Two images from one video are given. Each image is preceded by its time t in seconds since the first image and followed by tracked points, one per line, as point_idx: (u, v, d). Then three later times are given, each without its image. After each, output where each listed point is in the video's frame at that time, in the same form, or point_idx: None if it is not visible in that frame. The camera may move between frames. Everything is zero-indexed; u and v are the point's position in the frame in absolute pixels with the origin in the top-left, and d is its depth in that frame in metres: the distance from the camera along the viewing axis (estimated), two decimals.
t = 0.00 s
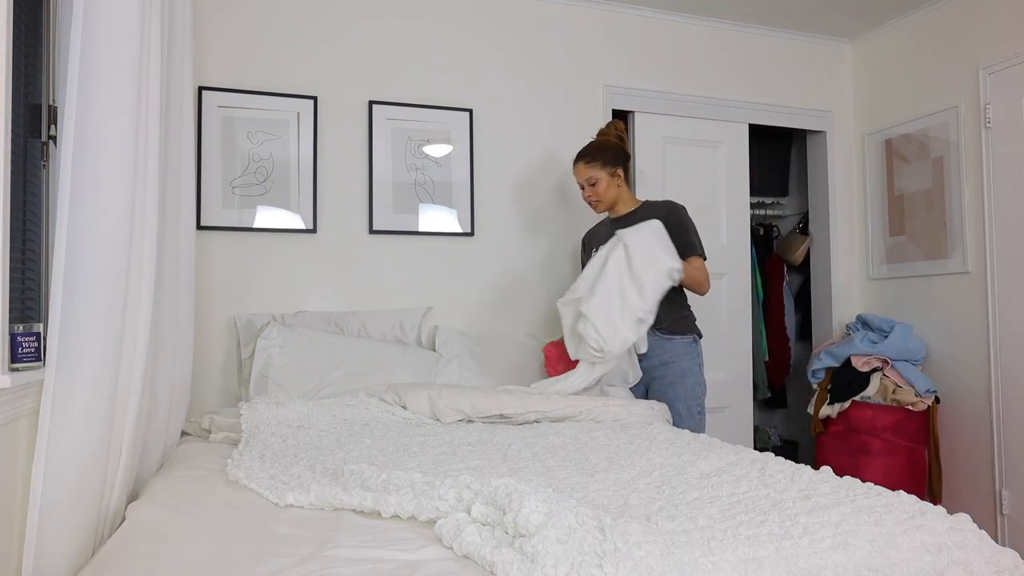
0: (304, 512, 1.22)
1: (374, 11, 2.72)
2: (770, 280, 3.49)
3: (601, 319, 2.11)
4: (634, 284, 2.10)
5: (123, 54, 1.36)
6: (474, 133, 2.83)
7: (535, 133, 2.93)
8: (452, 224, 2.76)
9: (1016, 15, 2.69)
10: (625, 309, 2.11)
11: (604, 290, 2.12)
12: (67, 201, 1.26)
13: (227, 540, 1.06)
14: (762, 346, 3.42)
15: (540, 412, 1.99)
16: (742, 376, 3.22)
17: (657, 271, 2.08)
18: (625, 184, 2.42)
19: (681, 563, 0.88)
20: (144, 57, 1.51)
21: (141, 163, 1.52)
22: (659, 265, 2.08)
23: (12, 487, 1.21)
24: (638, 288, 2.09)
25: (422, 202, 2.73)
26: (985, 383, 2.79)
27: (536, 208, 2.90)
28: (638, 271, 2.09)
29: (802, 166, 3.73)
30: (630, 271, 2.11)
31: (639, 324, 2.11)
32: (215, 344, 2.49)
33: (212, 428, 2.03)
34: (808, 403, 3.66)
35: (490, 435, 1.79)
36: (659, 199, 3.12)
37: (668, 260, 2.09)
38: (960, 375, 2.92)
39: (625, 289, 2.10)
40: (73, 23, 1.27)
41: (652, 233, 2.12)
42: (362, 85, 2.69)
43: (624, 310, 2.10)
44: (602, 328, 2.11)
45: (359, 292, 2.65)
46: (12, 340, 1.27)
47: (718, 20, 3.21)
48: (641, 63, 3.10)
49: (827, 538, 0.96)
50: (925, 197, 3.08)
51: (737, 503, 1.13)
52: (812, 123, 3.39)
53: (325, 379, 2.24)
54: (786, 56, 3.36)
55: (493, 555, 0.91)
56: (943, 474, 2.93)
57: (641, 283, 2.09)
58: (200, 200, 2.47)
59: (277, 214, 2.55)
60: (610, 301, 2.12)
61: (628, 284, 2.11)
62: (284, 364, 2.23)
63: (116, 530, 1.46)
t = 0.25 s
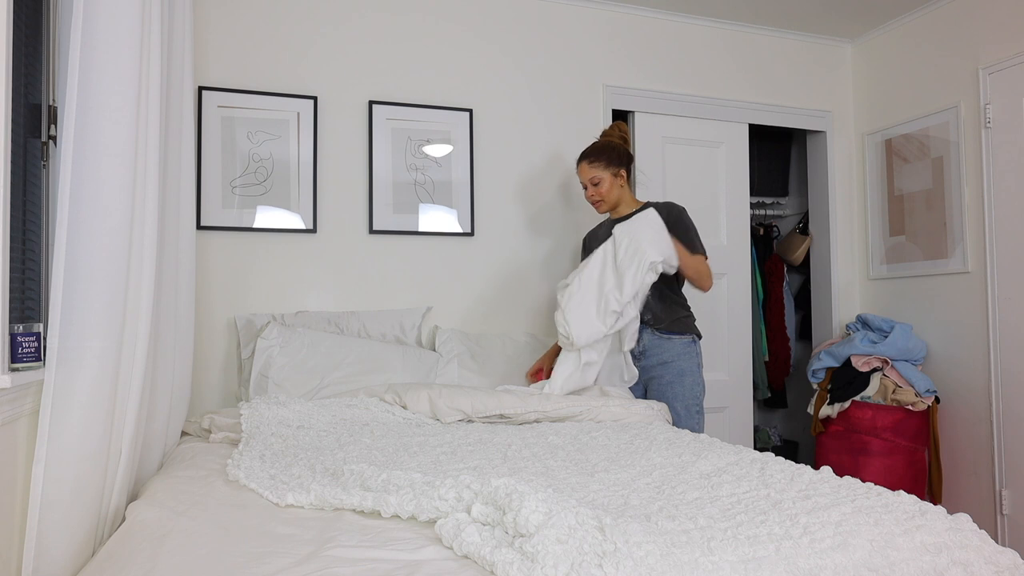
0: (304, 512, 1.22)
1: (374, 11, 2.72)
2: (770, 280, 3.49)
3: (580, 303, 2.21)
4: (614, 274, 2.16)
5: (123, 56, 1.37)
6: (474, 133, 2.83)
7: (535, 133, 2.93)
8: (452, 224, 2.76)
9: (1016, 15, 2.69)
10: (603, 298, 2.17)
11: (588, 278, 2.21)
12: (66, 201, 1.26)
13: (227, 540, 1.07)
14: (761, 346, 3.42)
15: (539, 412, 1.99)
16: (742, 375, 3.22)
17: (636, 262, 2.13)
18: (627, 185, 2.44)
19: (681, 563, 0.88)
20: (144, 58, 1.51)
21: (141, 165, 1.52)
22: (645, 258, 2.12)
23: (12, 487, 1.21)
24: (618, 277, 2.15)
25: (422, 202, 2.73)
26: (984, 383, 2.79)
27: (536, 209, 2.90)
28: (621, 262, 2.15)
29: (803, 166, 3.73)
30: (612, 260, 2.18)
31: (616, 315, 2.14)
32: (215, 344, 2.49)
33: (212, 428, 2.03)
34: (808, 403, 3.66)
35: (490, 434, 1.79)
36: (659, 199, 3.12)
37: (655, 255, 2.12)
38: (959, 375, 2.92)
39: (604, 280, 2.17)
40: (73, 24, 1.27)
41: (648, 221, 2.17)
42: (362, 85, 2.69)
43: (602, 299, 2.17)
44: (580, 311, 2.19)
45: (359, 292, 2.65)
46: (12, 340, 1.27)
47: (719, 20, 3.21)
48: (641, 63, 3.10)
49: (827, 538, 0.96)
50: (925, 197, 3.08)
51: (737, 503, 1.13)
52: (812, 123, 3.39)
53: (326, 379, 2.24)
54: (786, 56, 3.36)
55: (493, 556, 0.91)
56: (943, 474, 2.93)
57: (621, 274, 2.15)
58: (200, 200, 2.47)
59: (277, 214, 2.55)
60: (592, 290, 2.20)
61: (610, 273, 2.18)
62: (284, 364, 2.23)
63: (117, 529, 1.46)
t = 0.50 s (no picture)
0: (304, 512, 1.22)
1: (374, 11, 2.72)
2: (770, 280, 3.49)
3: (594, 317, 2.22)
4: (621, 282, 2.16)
5: (123, 57, 1.37)
6: (474, 133, 2.83)
7: (535, 133, 2.93)
8: (452, 224, 2.76)
9: (1016, 15, 2.69)
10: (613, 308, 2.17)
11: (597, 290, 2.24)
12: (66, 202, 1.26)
13: (227, 540, 1.07)
14: (761, 346, 3.42)
15: (539, 411, 1.99)
16: (742, 375, 3.22)
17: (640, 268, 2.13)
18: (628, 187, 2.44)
19: (681, 563, 0.88)
20: (144, 58, 1.51)
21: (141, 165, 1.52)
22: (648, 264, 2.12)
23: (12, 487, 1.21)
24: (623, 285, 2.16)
25: (422, 202, 2.73)
26: (984, 383, 2.79)
27: (536, 209, 2.90)
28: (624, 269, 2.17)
29: (802, 166, 3.73)
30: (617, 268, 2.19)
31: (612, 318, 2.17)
32: (215, 344, 2.49)
33: (212, 428, 2.03)
34: (808, 403, 3.66)
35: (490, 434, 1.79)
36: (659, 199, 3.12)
37: (658, 258, 2.14)
38: (959, 375, 2.92)
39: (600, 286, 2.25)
40: (73, 25, 1.27)
41: (648, 223, 2.16)
42: (362, 86, 2.69)
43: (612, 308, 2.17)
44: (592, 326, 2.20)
45: (359, 292, 2.65)
46: (11, 340, 1.27)
47: (719, 20, 3.21)
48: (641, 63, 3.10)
49: (827, 538, 0.96)
50: (925, 197, 3.08)
51: (737, 503, 1.13)
52: (812, 123, 3.39)
53: (326, 379, 2.24)
54: (786, 56, 3.36)
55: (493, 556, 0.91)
56: (943, 474, 2.93)
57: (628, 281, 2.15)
58: (200, 200, 2.47)
59: (277, 214, 2.55)
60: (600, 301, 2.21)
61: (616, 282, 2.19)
62: (284, 364, 2.23)
63: (117, 529, 1.46)
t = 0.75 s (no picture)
0: (304, 512, 1.22)
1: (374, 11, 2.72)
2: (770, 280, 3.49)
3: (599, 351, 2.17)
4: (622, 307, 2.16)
5: (123, 57, 1.37)
6: (474, 133, 2.83)
7: (535, 133, 2.93)
8: (452, 224, 2.76)
9: (1016, 15, 2.69)
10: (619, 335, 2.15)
11: (592, 322, 2.19)
12: (66, 203, 1.25)
13: (227, 541, 1.06)
14: (761, 346, 3.42)
15: (539, 412, 1.99)
16: (742, 375, 3.22)
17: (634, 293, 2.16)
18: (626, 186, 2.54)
19: (681, 563, 0.88)
20: (144, 58, 1.51)
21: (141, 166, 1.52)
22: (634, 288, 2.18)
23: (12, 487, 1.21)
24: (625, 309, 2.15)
25: (422, 202, 2.73)
26: (984, 383, 2.80)
27: (536, 209, 2.91)
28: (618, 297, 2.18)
29: (802, 166, 3.73)
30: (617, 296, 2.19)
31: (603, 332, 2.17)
32: (215, 344, 2.49)
33: (212, 428, 2.03)
34: (807, 403, 3.66)
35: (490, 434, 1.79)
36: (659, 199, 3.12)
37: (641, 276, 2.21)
38: (959, 375, 2.92)
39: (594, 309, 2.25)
40: (73, 26, 1.27)
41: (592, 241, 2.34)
42: (362, 86, 2.69)
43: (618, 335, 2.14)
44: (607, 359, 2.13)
45: (359, 292, 2.65)
46: (12, 340, 1.27)
47: (719, 20, 3.21)
48: (641, 63, 3.10)
49: (827, 538, 0.96)
50: (925, 197, 3.08)
51: (737, 503, 1.13)
52: (812, 123, 3.39)
53: (326, 379, 2.24)
54: (786, 56, 3.36)
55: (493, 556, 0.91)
56: (943, 474, 2.93)
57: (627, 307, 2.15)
58: (200, 200, 2.47)
59: (277, 214, 2.55)
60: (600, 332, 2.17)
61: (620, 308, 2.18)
62: (284, 364, 2.23)
63: (117, 529, 1.46)
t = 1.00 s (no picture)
0: (304, 512, 1.21)
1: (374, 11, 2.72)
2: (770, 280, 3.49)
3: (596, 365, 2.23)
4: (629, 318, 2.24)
5: (124, 57, 1.37)
6: (474, 133, 2.83)
7: (535, 133, 2.93)
8: (452, 224, 2.76)
9: (1016, 15, 2.69)
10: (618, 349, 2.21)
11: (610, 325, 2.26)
12: (65, 203, 1.25)
13: (227, 540, 1.07)
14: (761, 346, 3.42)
15: (539, 411, 1.99)
16: (742, 375, 3.22)
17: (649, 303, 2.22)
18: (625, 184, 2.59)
19: (681, 563, 0.88)
20: (144, 58, 1.51)
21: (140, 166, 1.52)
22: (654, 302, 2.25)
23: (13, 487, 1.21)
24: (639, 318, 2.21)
25: (422, 202, 2.73)
26: (984, 383, 2.80)
27: (536, 209, 2.91)
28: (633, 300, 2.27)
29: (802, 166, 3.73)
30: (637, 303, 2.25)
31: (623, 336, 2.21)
32: (215, 344, 2.49)
33: (212, 428, 2.03)
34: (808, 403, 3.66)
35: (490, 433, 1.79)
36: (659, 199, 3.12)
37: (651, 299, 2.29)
38: (959, 375, 2.92)
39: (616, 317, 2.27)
40: (74, 26, 1.27)
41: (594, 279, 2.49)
42: (362, 86, 2.69)
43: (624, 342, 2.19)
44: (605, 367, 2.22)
45: (359, 292, 2.65)
46: (12, 340, 1.27)
47: (719, 20, 3.21)
48: (641, 63, 3.10)
49: (827, 538, 0.96)
50: (925, 197, 3.08)
51: (737, 503, 1.13)
52: (812, 123, 3.39)
53: (326, 379, 2.24)
54: (786, 56, 3.36)
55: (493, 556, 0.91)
56: (943, 474, 2.93)
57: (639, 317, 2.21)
58: (200, 200, 2.47)
59: (277, 214, 2.55)
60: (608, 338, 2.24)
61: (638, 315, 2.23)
62: (284, 364, 2.23)
63: (117, 529, 1.46)
